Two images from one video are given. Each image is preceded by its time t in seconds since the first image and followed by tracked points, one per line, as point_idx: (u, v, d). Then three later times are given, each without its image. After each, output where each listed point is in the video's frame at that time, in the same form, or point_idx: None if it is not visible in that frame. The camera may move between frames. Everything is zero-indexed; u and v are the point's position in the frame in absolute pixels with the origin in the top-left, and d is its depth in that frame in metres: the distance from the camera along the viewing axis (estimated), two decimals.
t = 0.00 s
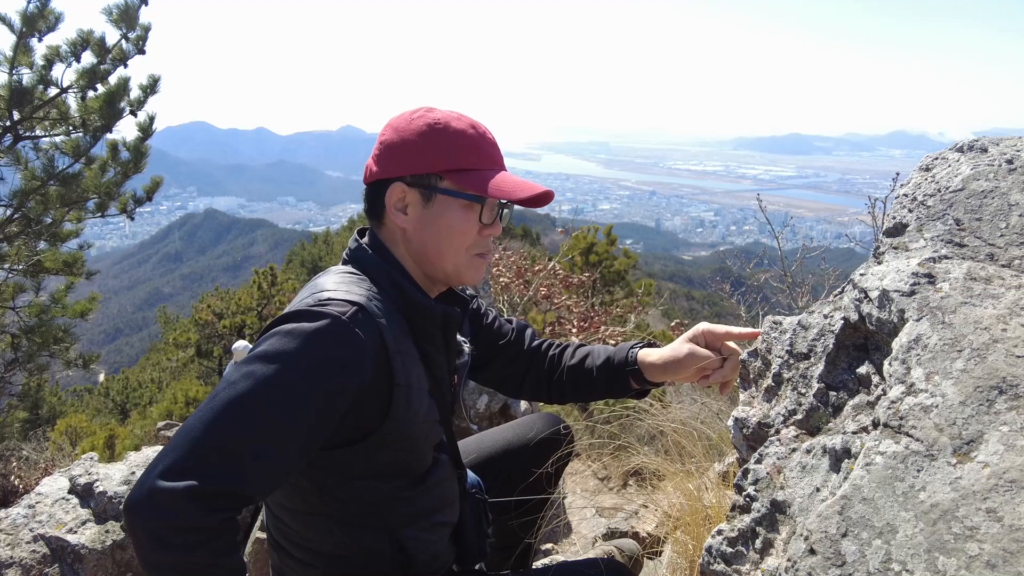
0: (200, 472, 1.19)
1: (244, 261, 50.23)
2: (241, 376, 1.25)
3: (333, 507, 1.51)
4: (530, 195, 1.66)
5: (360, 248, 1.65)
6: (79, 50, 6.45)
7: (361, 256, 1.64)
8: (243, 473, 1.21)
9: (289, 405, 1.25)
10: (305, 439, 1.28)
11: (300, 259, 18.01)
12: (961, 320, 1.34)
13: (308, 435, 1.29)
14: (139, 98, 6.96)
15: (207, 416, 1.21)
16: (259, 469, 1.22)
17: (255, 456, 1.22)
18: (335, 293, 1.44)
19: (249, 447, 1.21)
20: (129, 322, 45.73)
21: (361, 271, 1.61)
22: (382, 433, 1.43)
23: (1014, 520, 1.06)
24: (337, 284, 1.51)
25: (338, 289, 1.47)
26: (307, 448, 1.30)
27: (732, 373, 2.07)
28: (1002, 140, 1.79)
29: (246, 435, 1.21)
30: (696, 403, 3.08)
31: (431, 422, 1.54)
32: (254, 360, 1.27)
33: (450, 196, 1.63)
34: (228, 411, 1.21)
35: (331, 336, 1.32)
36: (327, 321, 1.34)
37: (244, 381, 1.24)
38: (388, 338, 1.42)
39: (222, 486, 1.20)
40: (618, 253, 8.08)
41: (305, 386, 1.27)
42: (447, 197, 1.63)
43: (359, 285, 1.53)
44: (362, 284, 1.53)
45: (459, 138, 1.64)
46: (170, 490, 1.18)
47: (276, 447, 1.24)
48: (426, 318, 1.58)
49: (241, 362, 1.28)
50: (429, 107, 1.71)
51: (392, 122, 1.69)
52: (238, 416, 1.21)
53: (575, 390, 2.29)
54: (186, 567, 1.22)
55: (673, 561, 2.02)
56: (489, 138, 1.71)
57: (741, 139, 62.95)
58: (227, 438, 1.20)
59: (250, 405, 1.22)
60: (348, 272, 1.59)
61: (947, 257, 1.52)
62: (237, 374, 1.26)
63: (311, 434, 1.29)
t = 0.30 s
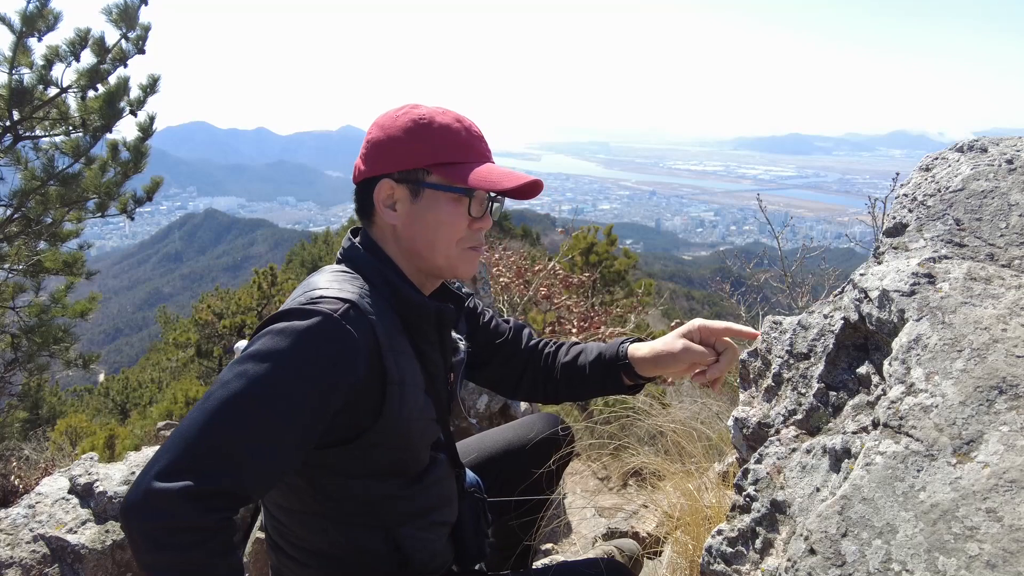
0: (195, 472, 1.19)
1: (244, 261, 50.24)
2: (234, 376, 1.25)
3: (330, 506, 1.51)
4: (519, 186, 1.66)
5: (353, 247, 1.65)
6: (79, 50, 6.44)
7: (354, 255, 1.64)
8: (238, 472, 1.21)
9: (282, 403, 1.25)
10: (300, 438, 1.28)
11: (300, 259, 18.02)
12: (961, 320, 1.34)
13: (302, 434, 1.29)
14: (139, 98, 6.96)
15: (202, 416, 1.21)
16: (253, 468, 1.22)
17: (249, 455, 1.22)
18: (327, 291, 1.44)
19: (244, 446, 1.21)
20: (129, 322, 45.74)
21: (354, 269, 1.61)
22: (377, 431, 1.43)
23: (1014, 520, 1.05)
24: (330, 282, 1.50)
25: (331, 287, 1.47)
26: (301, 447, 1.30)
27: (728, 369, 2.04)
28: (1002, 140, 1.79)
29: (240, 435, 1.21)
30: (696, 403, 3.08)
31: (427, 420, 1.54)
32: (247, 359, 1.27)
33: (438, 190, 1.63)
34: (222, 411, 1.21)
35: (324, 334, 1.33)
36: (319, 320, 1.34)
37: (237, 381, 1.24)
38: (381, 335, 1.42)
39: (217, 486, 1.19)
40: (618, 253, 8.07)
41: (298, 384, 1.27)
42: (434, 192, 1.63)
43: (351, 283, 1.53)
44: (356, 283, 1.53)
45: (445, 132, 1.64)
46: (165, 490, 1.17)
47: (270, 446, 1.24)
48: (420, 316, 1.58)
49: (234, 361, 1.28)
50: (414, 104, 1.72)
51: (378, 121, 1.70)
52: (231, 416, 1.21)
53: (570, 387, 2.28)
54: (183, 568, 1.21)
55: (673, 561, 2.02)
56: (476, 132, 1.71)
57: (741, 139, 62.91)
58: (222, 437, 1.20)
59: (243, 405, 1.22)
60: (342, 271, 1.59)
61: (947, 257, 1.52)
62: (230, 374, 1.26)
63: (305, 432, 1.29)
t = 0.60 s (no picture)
0: (194, 473, 1.19)
1: (244, 261, 50.24)
2: (233, 377, 1.25)
3: (330, 507, 1.51)
4: (516, 183, 1.66)
5: (352, 248, 1.65)
6: (79, 50, 6.44)
7: (352, 255, 1.64)
8: (237, 473, 1.21)
9: (282, 404, 1.25)
10: (299, 438, 1.28)
11: (300, 259, 18.03)
12: (961, 320, 1.34)
13: (302, 434, 1.29)
14: (139, 98, 6.96)
15: (201, 417, 1.21)
16: (253, 469, 1.22)
17: (248, 456, 1.22)
18: (326, 291, 1.44)
19: (244, 446, 1.21)
20: (129, 322, 45.73)
21: (352, 270, 1.61)
22: (376, 431, 1.43)
23: (1014, 520, 1.06)
24: (329, 282, 1.50)
25: (330, 287, 1.47)
26: (300, 448, 1.30)
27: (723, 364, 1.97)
28: (1001, 140, 1.80)
29: (240, 436, 1.21)
30: (695, 403, 3.09)
31: (426, 421, 1.54)
32: (246, 360, 1.27)
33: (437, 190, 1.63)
34: (222, 412, 1.21)
35: (323, 334, 1.33)
36: (318, 320, 1.34)
37: (236, 382, 1.24)
38: (380, 336, 1.42)
39: (216, 487, 1.19)
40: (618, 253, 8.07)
41: (297, 385, 1.27)
42: (433, 192, 1.63)
43: (350, 283, 1.53)
44: (354, 283, 1.53)
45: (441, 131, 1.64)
46: (165, 491, 1.17)
47: (269, 447, 1.23)
48: (419, 316, 1.58)
49: (232, 363, 1.28)
50: (408, 104, 1.72)
51: (371, 123, 1.70)
52: (231, 417, 1.21)
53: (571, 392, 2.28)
54: (182, 568, 1.21)
55: (673, 561, 2.02)
56: (470, 129, 1.72)
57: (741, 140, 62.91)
58: (221, 438, 1.20)
59: (243, 406, 1.22)
60: (341, 271, 1.59)
61: (947, 257, 1.52)
62: (229, 375, 1.26)
63: (304, 433, 1.30)
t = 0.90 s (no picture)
0: (196, 472, 1.19)
1: (244, 261, 50.23)
2: (236, 377, 1.25)
3: (331, 507, 1.51)
4: (520, 184, 1.66)
5: (356, 248, 1.65)
6: (79, 50, 6.44)
7: (356, 255, 1.64)
8: (239, 474, 1.21)
9: (283, 404, 1.25)
10: (300, 438, 1.28)
11: (300, 259, 18.03)
12: (961, 320, 1.34)
13: (304, 434, 1.29)
14: (139, 98, 6.95)
15: (203, 416, 1.21)
16: (254, 470, 1.22)
17: (250, 456, 1.22)
18: (329, 291, 1.44)
19: (246, 447, 1.21)
20: (129, 322, 45.74)
21: (355, 270, 1.61)
22: (378, 432, 1.43)
23: (1014, 520, 1.06)
24: (331, 283, 1.50)
25: (333, 287, 1.47)
26: (302, 449, 1.30)
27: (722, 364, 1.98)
28: (1001, 140, 1.80)
29: (241, 436, 1.21)
30: (695, 404, 3.09)
31: (428, 421, 1.54)
32: (249, 360, 1.27)
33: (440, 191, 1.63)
34: (223, 412, 1.21)
35: (325, 334, 1.33)
36: (321, 320, 1.34)
37: (239, 381, 1.24)
38: (382, 336, 1.42)
39: (217, 487, 1.19)
40: (618, 253, 8.07)
41: (299, 385, 1.27)
42: (436, 193, 1.63)
43: (353, 283, 1.53)
44: (357, 283, 1.53)
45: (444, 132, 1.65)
46: (166, 491, 1.17)
47: (271, 446, 1.23)
48: (421, 316, 1.58)
49: (235, 363, 1.28)
50: (411, 105, 1.72)
51: (374, 125, 1.70)
52: (233, 417, 1.21)
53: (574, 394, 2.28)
54: (182, 568, 1.21)
55: (673, 561, 2.02)
56: (473, 129, 1.71)
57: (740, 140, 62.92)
58: (223, 439, 1.20)
59: (245, 406, 1.22)
60: (343, 271, 1.59)
61: (947, 257, 1.52)
62: (231, 375, 1.26)
63: (306, 433, 1.30)
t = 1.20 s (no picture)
0: (198, 472, 1.19)
1: (244, 261, 50.21)
2: (238, 376, 1.25)
3: (332, 507, 1.51)
4: (520, 183, 1.66)
5: (358, 248, 1.65)
6: (79, 50, 6.44)
7: (358, 255, 1.64)
8: (240, 474, 1.21)
9: (286, 404, 1.25)
10: (302, 438, 1.28)
11: (300, 259, 18.03)
12: (961, 320, 1.34)
13: (305, 435, 1.29)
14: (139, 98, 6.95)
15: (205, 416, 1.21)
16: (255, 470, 1.22)
17: (251, 455, 1.22)
18: (331, 291, 1.44)
19: (248, 446, 1.21)
20: (129, 322, 45.74)
21: (356, 271, 1.61)
22: (379, 432, 1.43)
23: (1014, 520, 1.06)
24: (334, 283, 1.50)
25: (335, 288, 1.47)
26: (303, 449, 1.29)
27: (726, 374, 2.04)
28: (1001, 140, 1.80)
29: (243, 436, 1.21)
30: (695, 404, 3.09)
31: (430, 422, 1.54)
32: (251, 359, 1.27)
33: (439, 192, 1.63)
34: (226, 412, 1.21)
35: (328, 335, 1.33)
36: (324, 321, 1.34)
37: (241, 381, 1.24)
38: (384, 337, 1.42)
39: (217, 487, 1.19)
40: (618, 253, 8.07)
41: (301, 385, 1.27)
42: (435, 194, 1.63)
43: (355, 284, 1.53)
44: (359, 284, 1.53)
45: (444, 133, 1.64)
46: (167, 490, 1.17)
47: (272, 446, 1.23)
48: (423, 316, 1.58)
49: (238, 363, 1.28)
50: (411, 106, 1.72)
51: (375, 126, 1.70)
52: (236, 417, 1.21)
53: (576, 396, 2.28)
54: (183, 567, 1.21)
55: (673, 561, 2.02)
56: (474, 129, 1.71)
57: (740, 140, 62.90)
58: (226, 438, 1.20)
59: (247, 406, 1.22)
60: (345, 272, 1.59)
61: (947, 257, 1.52)
62: (234, 374, 1.26)
63: (307, 433, 1.30)
